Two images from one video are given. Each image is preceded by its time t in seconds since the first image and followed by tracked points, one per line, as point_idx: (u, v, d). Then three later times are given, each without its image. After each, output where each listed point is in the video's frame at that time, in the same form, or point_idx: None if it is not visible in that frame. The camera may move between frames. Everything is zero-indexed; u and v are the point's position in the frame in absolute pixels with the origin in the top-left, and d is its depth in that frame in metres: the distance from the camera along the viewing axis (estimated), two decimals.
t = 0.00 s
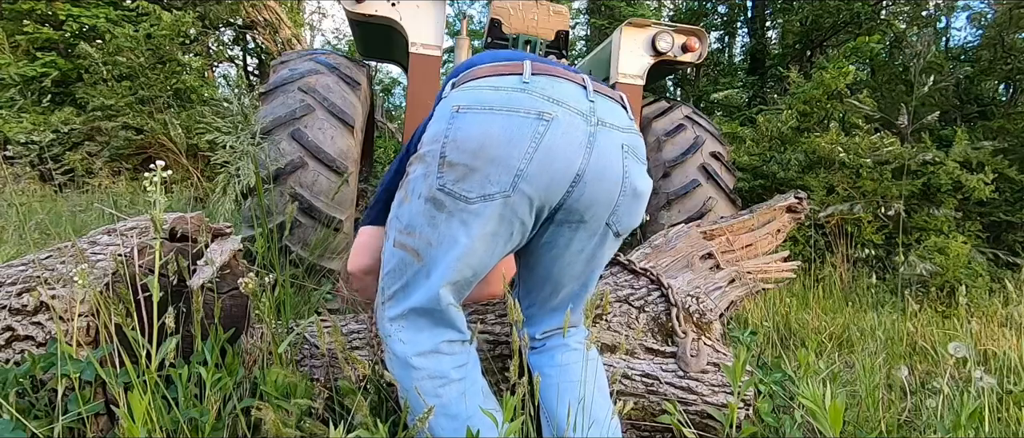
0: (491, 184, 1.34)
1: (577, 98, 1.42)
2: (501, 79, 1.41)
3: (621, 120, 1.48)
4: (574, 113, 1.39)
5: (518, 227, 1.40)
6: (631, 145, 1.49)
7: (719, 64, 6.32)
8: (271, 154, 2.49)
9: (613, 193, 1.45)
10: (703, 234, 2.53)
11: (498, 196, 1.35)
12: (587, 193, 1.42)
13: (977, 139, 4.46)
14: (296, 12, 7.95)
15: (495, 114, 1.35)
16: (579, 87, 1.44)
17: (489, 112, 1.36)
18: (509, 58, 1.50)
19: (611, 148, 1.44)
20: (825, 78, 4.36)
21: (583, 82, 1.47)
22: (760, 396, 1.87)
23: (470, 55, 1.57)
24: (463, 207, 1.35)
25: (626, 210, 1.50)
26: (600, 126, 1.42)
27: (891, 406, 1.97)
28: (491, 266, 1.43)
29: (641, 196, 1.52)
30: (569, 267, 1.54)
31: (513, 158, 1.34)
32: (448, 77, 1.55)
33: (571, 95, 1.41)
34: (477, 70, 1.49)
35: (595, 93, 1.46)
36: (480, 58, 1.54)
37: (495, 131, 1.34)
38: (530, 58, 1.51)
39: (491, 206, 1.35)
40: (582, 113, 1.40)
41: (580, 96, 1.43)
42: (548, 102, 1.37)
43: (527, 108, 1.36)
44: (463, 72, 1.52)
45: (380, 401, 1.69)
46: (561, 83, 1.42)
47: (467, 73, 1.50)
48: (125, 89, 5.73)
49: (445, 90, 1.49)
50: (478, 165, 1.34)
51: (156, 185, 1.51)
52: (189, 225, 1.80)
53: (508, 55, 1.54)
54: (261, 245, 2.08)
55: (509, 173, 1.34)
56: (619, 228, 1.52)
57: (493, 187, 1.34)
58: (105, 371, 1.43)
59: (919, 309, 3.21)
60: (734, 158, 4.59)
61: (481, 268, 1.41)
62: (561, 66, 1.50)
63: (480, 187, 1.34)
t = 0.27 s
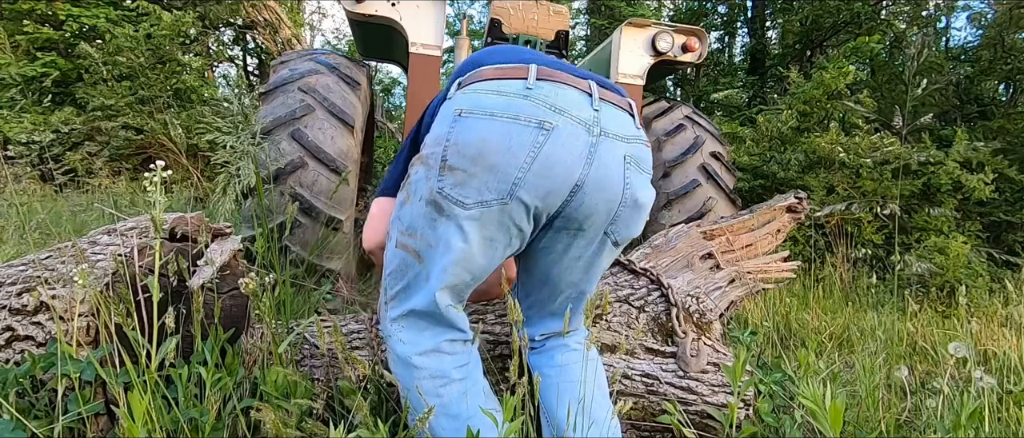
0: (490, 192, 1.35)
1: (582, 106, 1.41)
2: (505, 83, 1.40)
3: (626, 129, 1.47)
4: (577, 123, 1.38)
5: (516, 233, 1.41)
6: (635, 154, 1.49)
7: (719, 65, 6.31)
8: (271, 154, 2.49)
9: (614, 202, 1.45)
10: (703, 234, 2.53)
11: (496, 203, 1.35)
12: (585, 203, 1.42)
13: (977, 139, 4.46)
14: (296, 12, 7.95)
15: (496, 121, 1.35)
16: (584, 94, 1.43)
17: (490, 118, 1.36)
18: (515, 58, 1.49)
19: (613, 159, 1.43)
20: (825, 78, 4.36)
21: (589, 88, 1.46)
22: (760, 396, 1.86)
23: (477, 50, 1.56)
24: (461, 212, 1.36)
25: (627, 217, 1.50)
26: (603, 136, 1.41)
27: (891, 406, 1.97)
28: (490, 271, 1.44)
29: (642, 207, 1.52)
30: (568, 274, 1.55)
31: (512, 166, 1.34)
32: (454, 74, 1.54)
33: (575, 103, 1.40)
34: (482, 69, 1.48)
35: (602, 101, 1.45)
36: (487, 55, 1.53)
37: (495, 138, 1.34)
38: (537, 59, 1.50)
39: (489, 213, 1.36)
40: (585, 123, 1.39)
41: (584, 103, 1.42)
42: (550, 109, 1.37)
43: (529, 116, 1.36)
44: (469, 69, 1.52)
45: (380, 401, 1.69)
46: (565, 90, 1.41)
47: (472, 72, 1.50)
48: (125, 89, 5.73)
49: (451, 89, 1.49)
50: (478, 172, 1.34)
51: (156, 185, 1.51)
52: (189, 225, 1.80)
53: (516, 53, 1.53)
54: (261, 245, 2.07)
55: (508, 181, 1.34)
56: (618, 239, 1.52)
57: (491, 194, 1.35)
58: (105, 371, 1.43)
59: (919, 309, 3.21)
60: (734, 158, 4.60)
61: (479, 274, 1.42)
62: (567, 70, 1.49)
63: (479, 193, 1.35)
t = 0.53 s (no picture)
0: (498, 196, 1.36)
1: (591, 112, 1.41)
2: (515, 86, 1.40)
3: (633, 134, 1.48)
4: (586, 130, 1.39)
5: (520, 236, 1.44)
6: (640, 158, 1.51)
7: (719, 65, 6.31)
8: (271, 154, 2.49)
9: (618, 206, 1.47)
10: (703, 234, 2.53)
11: (503, 208, 1.37)
12: (590, 207, 1.45)
13: (977, 139, 4.46)
14: (295, 12, 7.95)
15: (507, 126, 1.35)
16: (594, 98, 1.44)
17: (501, 123, 1.35)
18: (523, 58, 1.48)
19: (620, 164, 1.45)
20: (825, 78, 4.36)
21: (599, 91, 1.46)
22: (760, 396, 1.86)
23: (484, 47, 1.54)
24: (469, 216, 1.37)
25: (630, 220, 1.52)
26: (610, 143, 1.42)
27: (891, 406, 1.97)
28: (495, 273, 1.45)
29: (645, 210, 1.54)
30: (569, 274, 1.57)
31: (522, 171, 1.35)
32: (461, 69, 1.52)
33: (585, 109, 1.41)
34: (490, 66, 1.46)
35: (610, 106, 1.46)
36: (494, 51, 1.51)
37: (506, 144, 1.34)
38: (545, 59, 1.49)
39: (497, 216, 1.37)
40: (594, 129, 1.40)
41: (594, 109, 1.42)
42: (560, 115, 1.37)
43: (540, 123, 1.36)
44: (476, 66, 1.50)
45: (380, 401, 1.69)
46: (575, 95, 1.41)
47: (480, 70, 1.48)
48: (125, 89, 5.73)
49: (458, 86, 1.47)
50: (488, 177, 1.35)
51: (156, 185, 1.51)
52: (189, 225, 1.80)
53: (524, 51, 1.51)
54: (261, 245, 2.07)
55: (517, 186, 1.36)
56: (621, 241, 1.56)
57: (499, 199, 1.36)
58: (105, 371, 1.43)
59: (919, 309, 3.21)
60: (734, 158, 4.60)
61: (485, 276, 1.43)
62: (575, 71, 1.49)
63: (487, 198, 1.36)
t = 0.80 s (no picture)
0: (481, 203, 1.38)
1: (573, 119, 1.40)
2: (496, 90, 1.39)
3: (619, 139, 1.46)
4: (566, 138, 1.38)
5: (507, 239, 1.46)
6: (628, 162, 1.49)
7: (719, 64, 6.30)
8: (271, 154, 2.49)
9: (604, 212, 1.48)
10: (703, 234, 2.53)
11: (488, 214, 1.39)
12: (574, 212, 1.46)
13: (977, 139, 4.47)
14: (296, 12, 7.95)
15: (486, 134, 1.35)
16: (577, 103, 1.41)
17: (479, 131, 1.36)
18: (509, 54, 1.45)
19: (603, 170, 1.44)
20: (825, 78, 4.36)
21: (583, 94, 1.43)
22: (760, 396, 1.86)
23: (474, 35, 1.51)
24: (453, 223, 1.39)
25: (619, 225, 1.52)
26: (593, 150, 1.41)
27: (891, 406, 1.97)
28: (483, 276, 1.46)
29: (633, 215, 1.53)
30: (560, 275, 1.61)
31: (502, 179, 1.36)
32: (451, 64, 1.51)
33: (566, 114, 1.39)
34: (475, 66, 1.45)
35: (596, 110, 1.43)
36: (483, 44, 1.49)
37: (486, 152, 1.35)
38: (533, 56, 1.46)
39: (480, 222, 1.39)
40: (574, 137, 1.39)
41: (577, 114, 1.40)
42: (540, 122, 1.37)
43: (518, 131, 1.36)
44: (465, 61, 1.48)
45: (380, 401, 1.69)
46: (557, 101, 1.39)
47: (466, 68, 1.47)
48: (125, 89, 5.73)
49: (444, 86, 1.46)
50: (469, 185, 1.36)
51: (156, 185, 1.51)
52: (189, 225, 1.80)
53: (513, 44, 1.48)
54: (261, 245, 2.07)
55: (496, 195, 1.37)
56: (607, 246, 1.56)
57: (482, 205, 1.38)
58: (105, 371, 1.43)
59: (919, 309, 3.21)
60: (734, 158, 4.60)
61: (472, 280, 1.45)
62: (562, 70, 1.46)
63: (470, 205, 1.38)
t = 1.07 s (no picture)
0: (475, 159, 1.38)
1: (555, 59, 1.38)
2: (475, 45, 1.40)
3: (607, 76, 1.43)
4: (550, 77, 1.37)
5: (511, 199, 1.44)
6: (624, 101, 1.44)
7: (719, 64, 6.30)
8: (271, 154, 2.49)
9: (604, 154, 1.42)
10: (703, 234, 2.53)
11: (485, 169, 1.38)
12: (573, 159, 1.41)
13: (977, 139, 4.47)
14: (296, 12, 7.95)
15: (469, 86, 1.36)
16: (557, 44, 1.41)
17: (462, 85, 1.37)
18: (489, 13, 1.48)
19: (595, 109, 1.40)
20: (825, 78, 4.36)
21: (564, 36, 1.42)
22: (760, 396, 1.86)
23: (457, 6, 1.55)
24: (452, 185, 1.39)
25: (624, 169, 1.46)
26: (579, 87, 1.38)
27: (891, 406, 1.97)
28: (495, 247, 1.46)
29: (636, 154, 1.46)
30: (572, 239, 1.54)
31: (492, 130, 1.35)
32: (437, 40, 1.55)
33: (548, 57, 1.38)
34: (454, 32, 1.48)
35: (578, 49, 1.42)
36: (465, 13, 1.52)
37: (471, 106, 1.35)
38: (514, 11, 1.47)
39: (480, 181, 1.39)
40: (558, 76, 1.37)
41: (559, 56, 1.39)
42: (520, 67, 1.36)
43: (498, 79, 1.35)
44: (448, 34, 1.52)
45: (381, 401, 1.69)
46: (535, 45, 1.39)
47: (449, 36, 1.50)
48: (125, 89, 5.73)
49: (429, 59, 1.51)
50: (460, 143, 1.37)
51: (156, 185, 1.51)
52: (189, 225, 1.80)
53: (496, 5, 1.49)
54: (261, 245, 2.07)
55: (488, 147, 1.36)
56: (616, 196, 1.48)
57: (476, 162, 1.38)
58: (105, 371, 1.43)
59: (919, 309, 3.20)
60: (734, 158, 4.60)
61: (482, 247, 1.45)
62: (542, 19, 1.46)
63: (464, 164, 1.38)
